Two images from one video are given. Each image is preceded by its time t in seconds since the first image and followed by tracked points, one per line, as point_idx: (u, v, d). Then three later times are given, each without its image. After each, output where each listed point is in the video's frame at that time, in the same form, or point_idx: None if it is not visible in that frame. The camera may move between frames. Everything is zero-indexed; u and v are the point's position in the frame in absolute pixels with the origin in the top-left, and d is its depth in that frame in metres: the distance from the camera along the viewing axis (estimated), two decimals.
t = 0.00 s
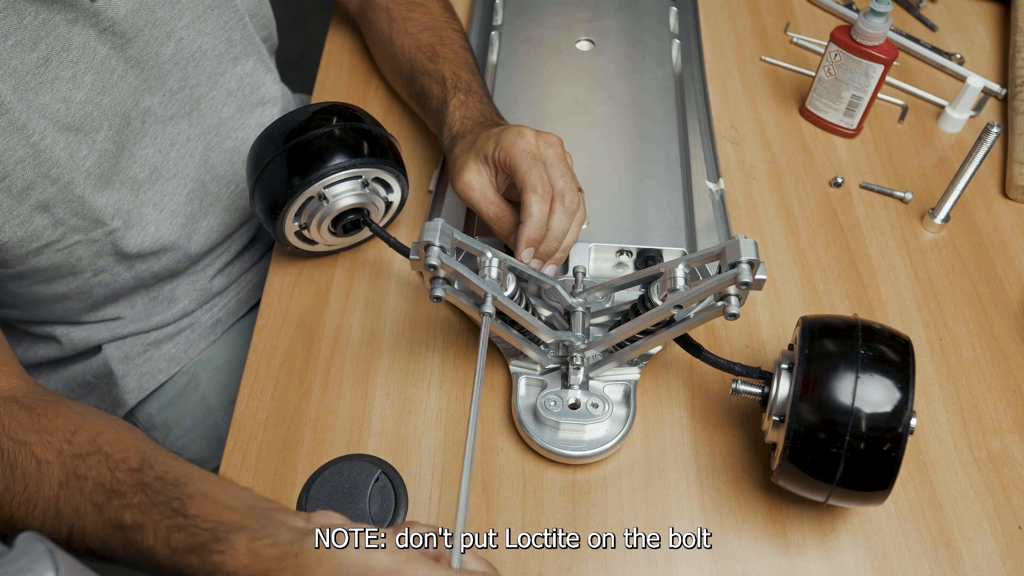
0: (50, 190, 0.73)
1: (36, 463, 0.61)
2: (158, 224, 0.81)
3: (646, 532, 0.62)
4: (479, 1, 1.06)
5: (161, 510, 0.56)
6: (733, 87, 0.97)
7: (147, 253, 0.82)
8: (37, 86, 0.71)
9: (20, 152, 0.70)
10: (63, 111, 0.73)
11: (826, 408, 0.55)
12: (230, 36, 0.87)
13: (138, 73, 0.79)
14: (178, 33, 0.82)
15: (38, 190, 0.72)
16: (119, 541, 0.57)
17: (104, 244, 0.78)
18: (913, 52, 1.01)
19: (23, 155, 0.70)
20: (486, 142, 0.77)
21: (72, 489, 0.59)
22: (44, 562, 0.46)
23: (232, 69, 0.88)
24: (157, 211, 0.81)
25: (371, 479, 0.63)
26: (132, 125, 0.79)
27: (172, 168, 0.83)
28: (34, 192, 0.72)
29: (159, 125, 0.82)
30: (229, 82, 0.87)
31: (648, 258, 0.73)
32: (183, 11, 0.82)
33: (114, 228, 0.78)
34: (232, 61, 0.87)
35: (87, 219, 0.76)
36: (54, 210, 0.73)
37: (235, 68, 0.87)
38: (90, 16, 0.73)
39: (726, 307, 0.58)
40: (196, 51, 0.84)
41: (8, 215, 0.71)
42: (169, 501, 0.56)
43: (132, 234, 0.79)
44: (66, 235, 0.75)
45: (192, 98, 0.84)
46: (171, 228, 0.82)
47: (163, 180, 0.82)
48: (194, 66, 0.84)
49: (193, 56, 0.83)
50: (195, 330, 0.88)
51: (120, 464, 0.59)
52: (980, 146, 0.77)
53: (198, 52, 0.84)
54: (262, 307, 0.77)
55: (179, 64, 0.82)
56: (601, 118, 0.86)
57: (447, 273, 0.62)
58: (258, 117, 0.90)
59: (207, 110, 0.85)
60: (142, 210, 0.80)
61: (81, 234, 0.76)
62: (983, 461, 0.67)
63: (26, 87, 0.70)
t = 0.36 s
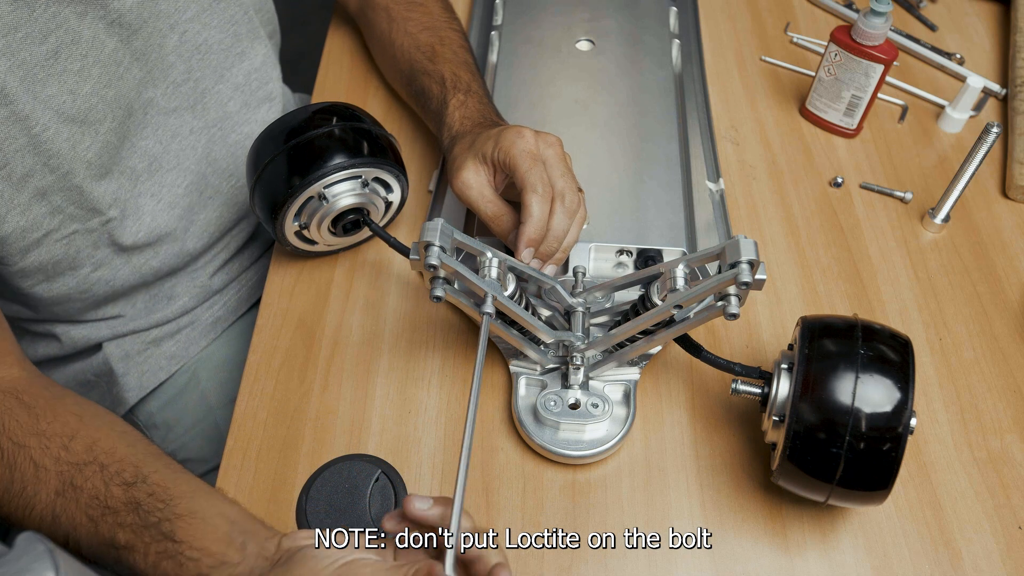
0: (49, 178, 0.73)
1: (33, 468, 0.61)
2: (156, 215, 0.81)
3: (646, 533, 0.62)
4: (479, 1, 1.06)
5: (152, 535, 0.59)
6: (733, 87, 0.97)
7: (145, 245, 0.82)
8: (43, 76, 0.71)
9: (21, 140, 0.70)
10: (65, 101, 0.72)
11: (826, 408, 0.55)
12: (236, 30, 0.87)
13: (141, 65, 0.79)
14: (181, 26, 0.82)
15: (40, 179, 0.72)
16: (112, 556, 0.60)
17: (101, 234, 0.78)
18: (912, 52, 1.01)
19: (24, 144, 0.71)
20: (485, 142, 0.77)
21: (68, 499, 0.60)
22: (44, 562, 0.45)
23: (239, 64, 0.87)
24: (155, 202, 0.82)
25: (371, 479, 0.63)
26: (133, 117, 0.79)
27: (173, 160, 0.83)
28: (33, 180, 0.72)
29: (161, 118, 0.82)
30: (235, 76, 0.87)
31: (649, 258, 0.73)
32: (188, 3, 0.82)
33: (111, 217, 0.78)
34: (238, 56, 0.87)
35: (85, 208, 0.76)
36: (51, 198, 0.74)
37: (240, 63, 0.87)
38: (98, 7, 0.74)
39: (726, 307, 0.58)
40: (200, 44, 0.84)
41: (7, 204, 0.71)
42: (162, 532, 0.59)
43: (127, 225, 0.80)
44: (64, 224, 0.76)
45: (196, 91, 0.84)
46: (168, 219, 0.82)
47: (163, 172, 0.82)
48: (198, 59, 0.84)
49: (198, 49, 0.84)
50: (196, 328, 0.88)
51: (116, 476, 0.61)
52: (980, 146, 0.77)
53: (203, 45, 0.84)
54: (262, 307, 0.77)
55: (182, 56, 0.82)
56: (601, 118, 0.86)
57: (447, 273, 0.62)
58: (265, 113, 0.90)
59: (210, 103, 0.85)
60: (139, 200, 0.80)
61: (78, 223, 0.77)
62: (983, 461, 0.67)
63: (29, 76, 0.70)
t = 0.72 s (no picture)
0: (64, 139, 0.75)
1: (37, 450, 0.61)
2: (163, 190, 0.83)
3: (646, 533, 0.62)
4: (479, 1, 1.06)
5: (154, 522, 0.59)
6: (733, 87, 0.97)
7: (152, 219, 0.83)
8: (74, 45, 0.74)
9: (45, 100, 0.73)
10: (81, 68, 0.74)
11: (826, 408, 0.55)
12: (248, 22, 0.91)
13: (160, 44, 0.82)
14: (196, 12, 0.86)
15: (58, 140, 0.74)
16: (110, 542, 0.59)
17: (111, 205, 0.80)
18: (912, 52, 1.01)
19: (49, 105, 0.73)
20: (486, 142, 0.77)
21: (71, 480, 0.61)
22: (44, 562, 0.45)
23: (252, 53, 0.90)
24: (164, 178, 0.83)
25: (371, 478, 0.63)
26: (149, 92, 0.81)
27: (185, 138, 0.84)
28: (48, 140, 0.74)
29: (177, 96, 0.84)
30: (249, 64, 0.90)
31: (648, 258, 0.74)
32: None
33: (121, 188, 0.80)
34: (251, 46, 0.90)
35: (97, 174, 0.78)
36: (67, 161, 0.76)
37: (254, 52, 0.91)
38: None
39: (726, 307, 0.58)
40: (214, 30, 0.87)
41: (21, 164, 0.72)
42: (167, 512, 0.59)
43: (137, 197, 0.81)
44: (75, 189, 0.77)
45: (210, 73, 0.86)
46: (176, 195, 0.84)
47: (173, 149, 0.83)
48: (213, 43, 0.87)
49: (212, 34, 0.87)
50: (199, 323, 0.88)
51: (120, 459, 0.61)
52: (979, 146, 0.77)
53: (217, 31, 0.88)
54: (262, 307, 0.77)
55: (196, 39, 0.86)
56: (601, 118, 0.86)
57: (448, 273, 0.62)
58: (276, 103, 0.92)
59: (224, 87, 0.87)
60: (147, 173, 0.82)
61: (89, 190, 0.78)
62: (983, 461, 0.67)
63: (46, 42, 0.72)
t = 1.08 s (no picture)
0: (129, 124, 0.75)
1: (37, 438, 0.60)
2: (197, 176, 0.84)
3: (646, 533, 0.62)
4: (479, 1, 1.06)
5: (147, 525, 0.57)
6: (733, 87, 0.97)
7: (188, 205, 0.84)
8: (160, 32, 0.74)
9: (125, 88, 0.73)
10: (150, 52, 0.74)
11: (827, 408, 0.55)
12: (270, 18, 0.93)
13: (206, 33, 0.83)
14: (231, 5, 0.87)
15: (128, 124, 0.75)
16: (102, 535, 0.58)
17: (153, 189, 0.81)
18: (912, 52, 1.01)
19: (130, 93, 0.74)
20: (486, 146, 0.77)
21: (71, 472, 0.59)
22: (44, 562, 0.45)
23: (285, 44, 0.91)
24: (199, 165, 0.84)
25: (371, 478, 0.64)
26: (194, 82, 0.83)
27: (220, 127, 0.86)
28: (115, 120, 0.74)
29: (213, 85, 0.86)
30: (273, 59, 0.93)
31: (650, 259, 0.73)
32: None
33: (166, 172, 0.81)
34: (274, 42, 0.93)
35: (146, 156, 0.79)
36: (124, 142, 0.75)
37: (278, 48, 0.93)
38: None
39: (728, 307, 0.58)
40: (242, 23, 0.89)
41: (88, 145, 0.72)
42: (155, 513, 0.57)
43: (177, 182, 0.82)
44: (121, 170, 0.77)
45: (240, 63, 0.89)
46: (208, 182, 0.85)
47: (207, 137, 0.85)
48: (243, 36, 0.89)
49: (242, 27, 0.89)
50: (211, 317, 0.88)
51: (119, 460, 0.59)
52: (980, 146, 0.77)
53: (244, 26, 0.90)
54: (262, 307, 0.76)
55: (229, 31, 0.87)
56: (602, 117, 0.86)
57: (450, 273, 0.62)
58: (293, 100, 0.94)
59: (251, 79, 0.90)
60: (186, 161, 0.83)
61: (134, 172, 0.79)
62: (983, 461, 0.67)
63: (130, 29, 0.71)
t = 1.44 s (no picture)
0: (36, 188, 0.71)
1: (29, 440, 0.67)
2: (157, 225, 0.80)
3: (646, 533, 0.62)
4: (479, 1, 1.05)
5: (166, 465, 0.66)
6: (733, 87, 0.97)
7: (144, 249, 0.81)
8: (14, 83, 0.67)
9: None
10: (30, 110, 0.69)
11: (826, 408, 0.55)
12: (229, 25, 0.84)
13: (129, 70, 0.75)
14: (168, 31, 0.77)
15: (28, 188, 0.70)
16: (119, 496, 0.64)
17: (100, 242, 0.77)
18: (912, 52, 1.01)
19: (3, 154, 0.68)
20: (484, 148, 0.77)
21: (73, 457, 0.66)
22: (44, 561, 0.45)
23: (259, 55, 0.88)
24: (155, 212, 0.80)
25: (371, 479, 0.63)
26: (124, 126, 0.76)
27: (162, 166, 0.80)
28: (21, 189, 0.70)
29: (154, 125, 0.79)
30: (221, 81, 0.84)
31: (650, 259, 0.74)
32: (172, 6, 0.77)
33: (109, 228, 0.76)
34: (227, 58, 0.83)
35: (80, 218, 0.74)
36: (43, 207, 0.72)
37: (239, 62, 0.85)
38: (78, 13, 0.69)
39: (728, 307, 0.58)
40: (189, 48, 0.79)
41: None
42: (176, 460, 0.66)
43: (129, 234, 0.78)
44: (57, 233, 0.74)
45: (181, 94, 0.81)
46: (166, 229, 0.80)
47: (153, 181, 0.80)
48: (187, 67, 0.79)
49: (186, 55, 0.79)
50: (207, 325, 0.88)
51: (118, 439, 0.69)
52: (979, 146, 0.77)
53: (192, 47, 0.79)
54: (262, 307, 0.76)
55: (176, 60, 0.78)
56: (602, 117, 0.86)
57: (450, 273, 0.62)
58: (241, 116, 0.87)
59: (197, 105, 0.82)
60: (141, 209, 0.78)
61: (76, 232, 0.75)
62: (983, 461, 0.67)
63: None
